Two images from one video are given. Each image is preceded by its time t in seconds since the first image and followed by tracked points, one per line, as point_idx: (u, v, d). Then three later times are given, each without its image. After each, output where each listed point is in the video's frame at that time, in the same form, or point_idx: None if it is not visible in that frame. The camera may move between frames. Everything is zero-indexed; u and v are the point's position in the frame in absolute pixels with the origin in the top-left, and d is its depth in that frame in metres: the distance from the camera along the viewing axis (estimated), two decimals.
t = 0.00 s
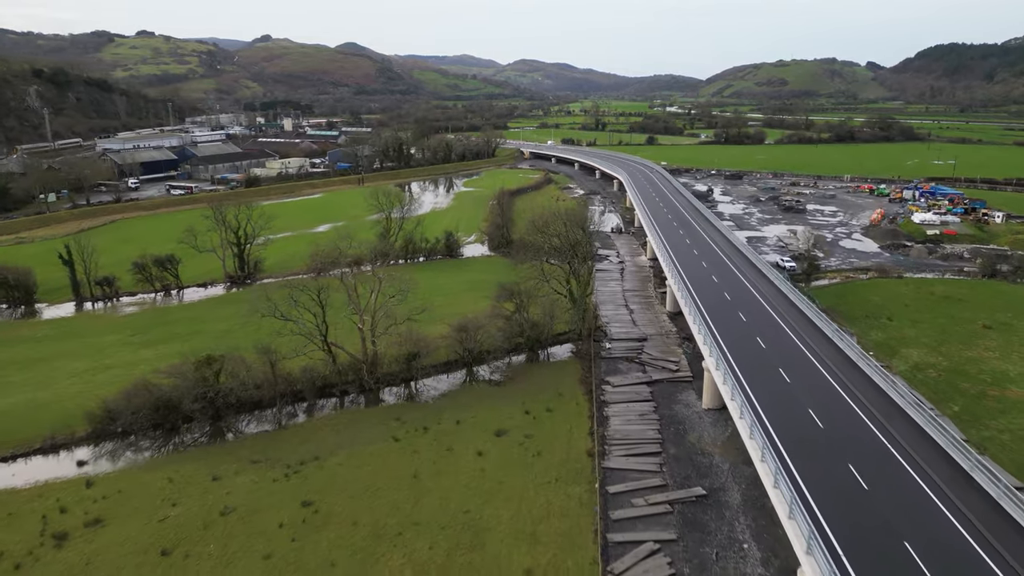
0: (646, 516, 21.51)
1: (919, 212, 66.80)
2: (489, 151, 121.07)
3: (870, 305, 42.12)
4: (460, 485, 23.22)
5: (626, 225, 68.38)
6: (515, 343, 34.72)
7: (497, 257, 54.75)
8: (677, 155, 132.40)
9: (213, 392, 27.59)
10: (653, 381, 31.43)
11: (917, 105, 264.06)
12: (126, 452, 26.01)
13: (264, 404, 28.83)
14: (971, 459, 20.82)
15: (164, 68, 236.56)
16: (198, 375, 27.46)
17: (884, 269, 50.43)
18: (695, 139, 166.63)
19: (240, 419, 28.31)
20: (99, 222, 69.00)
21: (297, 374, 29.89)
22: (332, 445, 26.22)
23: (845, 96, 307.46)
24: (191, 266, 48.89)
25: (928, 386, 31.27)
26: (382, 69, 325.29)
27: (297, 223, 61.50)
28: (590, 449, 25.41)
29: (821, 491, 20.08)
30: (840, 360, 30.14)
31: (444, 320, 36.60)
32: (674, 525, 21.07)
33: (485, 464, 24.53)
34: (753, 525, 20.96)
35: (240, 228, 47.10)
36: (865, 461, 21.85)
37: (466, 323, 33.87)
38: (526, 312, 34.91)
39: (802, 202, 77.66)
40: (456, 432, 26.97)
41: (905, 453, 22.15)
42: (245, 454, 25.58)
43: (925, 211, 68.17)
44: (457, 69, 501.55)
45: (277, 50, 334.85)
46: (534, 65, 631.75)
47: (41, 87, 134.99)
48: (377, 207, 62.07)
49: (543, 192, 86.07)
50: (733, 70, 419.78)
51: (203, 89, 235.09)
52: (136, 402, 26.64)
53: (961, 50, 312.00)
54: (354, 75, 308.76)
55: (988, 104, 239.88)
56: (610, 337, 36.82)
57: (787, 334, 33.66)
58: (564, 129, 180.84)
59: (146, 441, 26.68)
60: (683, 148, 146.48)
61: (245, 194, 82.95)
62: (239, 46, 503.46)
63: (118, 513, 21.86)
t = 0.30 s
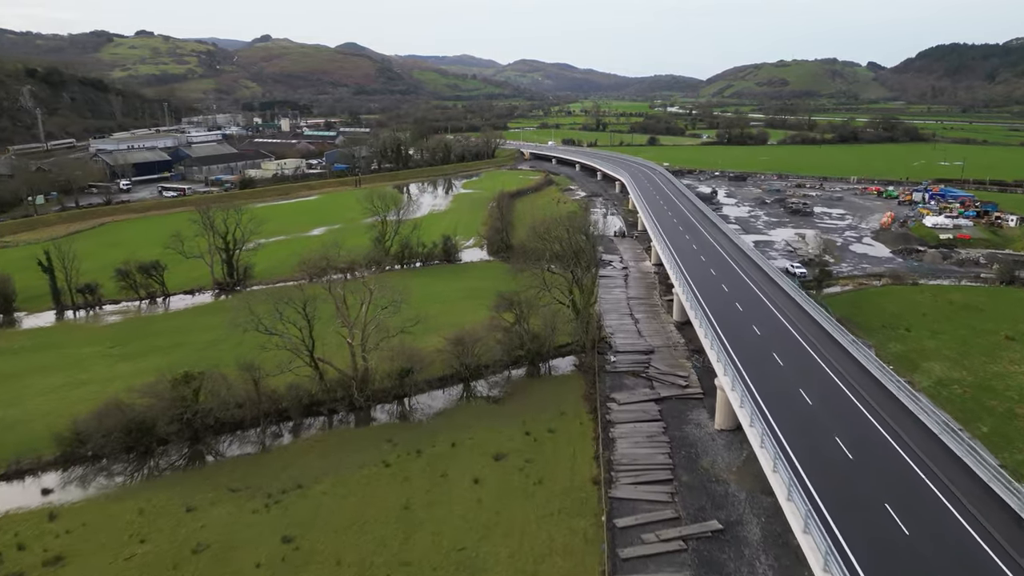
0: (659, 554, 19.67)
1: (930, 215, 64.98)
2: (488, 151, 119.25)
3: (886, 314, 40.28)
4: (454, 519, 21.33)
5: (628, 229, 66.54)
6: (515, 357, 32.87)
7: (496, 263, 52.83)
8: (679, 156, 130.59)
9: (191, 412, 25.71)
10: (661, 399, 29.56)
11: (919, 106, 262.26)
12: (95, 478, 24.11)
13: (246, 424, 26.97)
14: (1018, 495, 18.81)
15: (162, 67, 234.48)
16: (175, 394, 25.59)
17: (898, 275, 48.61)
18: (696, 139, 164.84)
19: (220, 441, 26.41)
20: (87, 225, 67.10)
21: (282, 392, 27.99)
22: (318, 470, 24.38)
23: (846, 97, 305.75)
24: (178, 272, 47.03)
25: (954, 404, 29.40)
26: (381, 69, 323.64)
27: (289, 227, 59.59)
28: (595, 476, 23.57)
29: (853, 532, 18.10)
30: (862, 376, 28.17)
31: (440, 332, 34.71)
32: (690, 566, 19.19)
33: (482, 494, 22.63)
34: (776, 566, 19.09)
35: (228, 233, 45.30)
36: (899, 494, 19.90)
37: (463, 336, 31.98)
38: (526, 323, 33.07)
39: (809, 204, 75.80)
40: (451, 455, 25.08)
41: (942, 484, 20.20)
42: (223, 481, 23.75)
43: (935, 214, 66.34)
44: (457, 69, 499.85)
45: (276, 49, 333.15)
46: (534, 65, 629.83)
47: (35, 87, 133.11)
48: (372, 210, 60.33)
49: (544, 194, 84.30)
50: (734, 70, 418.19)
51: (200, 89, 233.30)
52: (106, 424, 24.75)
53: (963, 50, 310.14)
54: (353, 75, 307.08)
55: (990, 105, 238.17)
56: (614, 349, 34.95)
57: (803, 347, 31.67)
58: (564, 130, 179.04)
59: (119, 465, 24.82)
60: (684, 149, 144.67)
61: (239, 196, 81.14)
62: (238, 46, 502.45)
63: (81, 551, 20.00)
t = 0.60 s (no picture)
0: None
1: (942, 218, 63.10)
2: (488, 152, 117.44)
3: (904, 324, 38.41)
4: (445, 556, 19.48)
5: (632, 232, 64.73)
6: (514, 371, 31.01)
7: (494, 268, 50.90)
8: (681, 156, 128.85)
9: (166, 435, 23.83)
10: (670, 418, 27.69)
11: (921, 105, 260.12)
12: (61, 507, 22.25)
13: (226, 446, 25.07)
14: None
15: (158, 66, 232.71)
16: (149, 416, 23.73)
17: (913, 282, 46.78)
18: (698, 140, 163.05)
19: (198, 464, 24.57)
20: (76, 228, 65.36)
21: (266, 412, 26.14)
22: (300, 499, 22.53)
23: (847, 97, 304.02)
24: (164, 279, 45.22)
25: (984, 425, 27.55)
26: (380, 69, 321.83)
27: (281, 230, 57.74)
28: (602, 507, 21.73)
29: None
30: (885, 392, 26.34)
31: (436, 345, 32.84)
32: None
33: (479, 528, 20.76)
34: None
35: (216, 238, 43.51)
36: (939, 534, 17.88)
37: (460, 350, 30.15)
38: (528, 335, 31.19)
39: (816, 207, 73.98)
40: (445, 482, 23.26)
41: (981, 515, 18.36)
42: (198, 512, 21.90)
43: (948, 217, 64.44)
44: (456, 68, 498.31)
45: (275, 49, 331.48)
46: (534, 65, 627.80)
47: (28, 86, 131.21)
48: (367, 213, 58.52)
49: (544, 196, 82.56)
50: (734, 70, 416.39)
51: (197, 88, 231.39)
52: (73, 449, 22.84)
53: (965, 49, 307.92)
54: (352, 75, 305.30)
55: (993, 105, 236.37)
56: (620, 362, 33.07)
57: (819, 361, 29.62)
58: (565, 130, 177.18)
59: (88, 492, 22.92)
60: (687, 150, 142.90)
61: (233, 198, 79.35)
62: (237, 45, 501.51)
63: None
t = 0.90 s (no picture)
0: None
1: (955, 222, 61.20)
2: (487, 153, 115.65)
3: (924, 335, 36.50)
4: None
5: (635, 235, 62.95)
6: (514, 388, 29.16)
7: (493, 274, 49.00)
8: (684, 157, 127.10)
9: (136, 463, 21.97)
10: (681, 440, 25.85)
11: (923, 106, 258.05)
12: (21, 542, 20.37)
13: (203, 473, 23.25)
14: None
15: (157, 66, 230.83)
16: (117, 442, 21.84)
17: (929, 289, 44.92)
18: (700, 141, 161.29)
19: (173, 492, 22.73)
20: (63, 232, 63.66)
21: (248, 435, 24.30)
22: (281, 535, 20.69)
23: (849, 97, 301.97)
24: (149, 286, 43.46)
25: (1017, 449, 25.67)
26: (380, 68, 320.19)
27: (273, 234, 55.99)
28: (610, 544, 19.86)
29: None
30: (910, 410, 24.54)
31: (430, 359, 30.96)
32: None
33: (475, 568, 18.96)
34: None
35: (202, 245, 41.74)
36: None
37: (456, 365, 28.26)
38: (529, 349, 29.26)
39: (824, 209, 72.14)
40: (438, 514, 21.45)
41: None
42: (170, 550, 20.08)
43: (960, 220, 62.52)
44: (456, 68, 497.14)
45: (274, 49, 330.32)
46: (535, 65, 627.13)
47: (21, 86, 129.36)
48: (363, 216, 56.70)
49: (545, 198, 80.80)
50: (735, 70, 414.49)
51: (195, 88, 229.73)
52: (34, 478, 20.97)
53: (967, 49, 305.70)
54: (351, 74, 303.60)
55: (996, 105, 234.34)
56: (626, 378, 31.20)
57: (837, 375, 27.74)
58: (565, 130, 175.32)
59: (51, 525, 21.04)
60: (689, 150, 141.13)
61: (227, 200, 77.59)
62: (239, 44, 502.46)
63: None
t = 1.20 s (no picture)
0: None
1: (969, 225, 59.17)
2: (487, 153, 113.87)
3: (947, 348, 34.58)
4: None
5: (639, 239, 61.14)
6: (513, 407, 27.32)
7: (492, 281, 47.08)
8: (687, 158, 125.23)
9: (101, 496, 20.08)
10: (694, 466, 24.03)
11: (925, 106, 255.82)
12: None
13: (176, 504, 21.40)
14: None
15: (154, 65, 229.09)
16: (80, 473, 19.94)
17: (947, 296, 42.97)
18: (703, 141, 159.51)
19: (143, 526, 20.82)
20: (49, 235, 61.83)
21: (226, 462, 22.46)
22: None
23: (851, 97, 300.14)
24: (133, 294, 41.70)
25: None
26: (380, 68, 318.54)
27: (265, 239, 54.26)
28: None
29: None
30: (937, 430, 22.76)
31: (423, 376, 29.11)
32: None
33: None
34: None
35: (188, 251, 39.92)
36: None
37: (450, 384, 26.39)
38: (529, 366, 27.30)
39: (832, 212, 70.27)
40: (431, 552, 19.64)
41: None
42: None
43: (974, 224, 60.55)
44: (457, 69, 495.99)
45: (274, 49, 328.68)
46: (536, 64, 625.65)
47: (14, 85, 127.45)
48: (358, 220, 54.93)
49: (546, 200, 79.05)
50: (735, 70, 412.26)
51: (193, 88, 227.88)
52: None
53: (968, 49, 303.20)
54: (351, 74, 301.71)
55: (999, 105, 232.27)
56: (633, 395, 29.31)
57: (859, 393, 25.82)
58: (566, 131, 173.45)
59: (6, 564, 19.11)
60: (691, 151, 139.27)
61: (220, 202, 75.78)
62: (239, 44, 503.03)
63: None
